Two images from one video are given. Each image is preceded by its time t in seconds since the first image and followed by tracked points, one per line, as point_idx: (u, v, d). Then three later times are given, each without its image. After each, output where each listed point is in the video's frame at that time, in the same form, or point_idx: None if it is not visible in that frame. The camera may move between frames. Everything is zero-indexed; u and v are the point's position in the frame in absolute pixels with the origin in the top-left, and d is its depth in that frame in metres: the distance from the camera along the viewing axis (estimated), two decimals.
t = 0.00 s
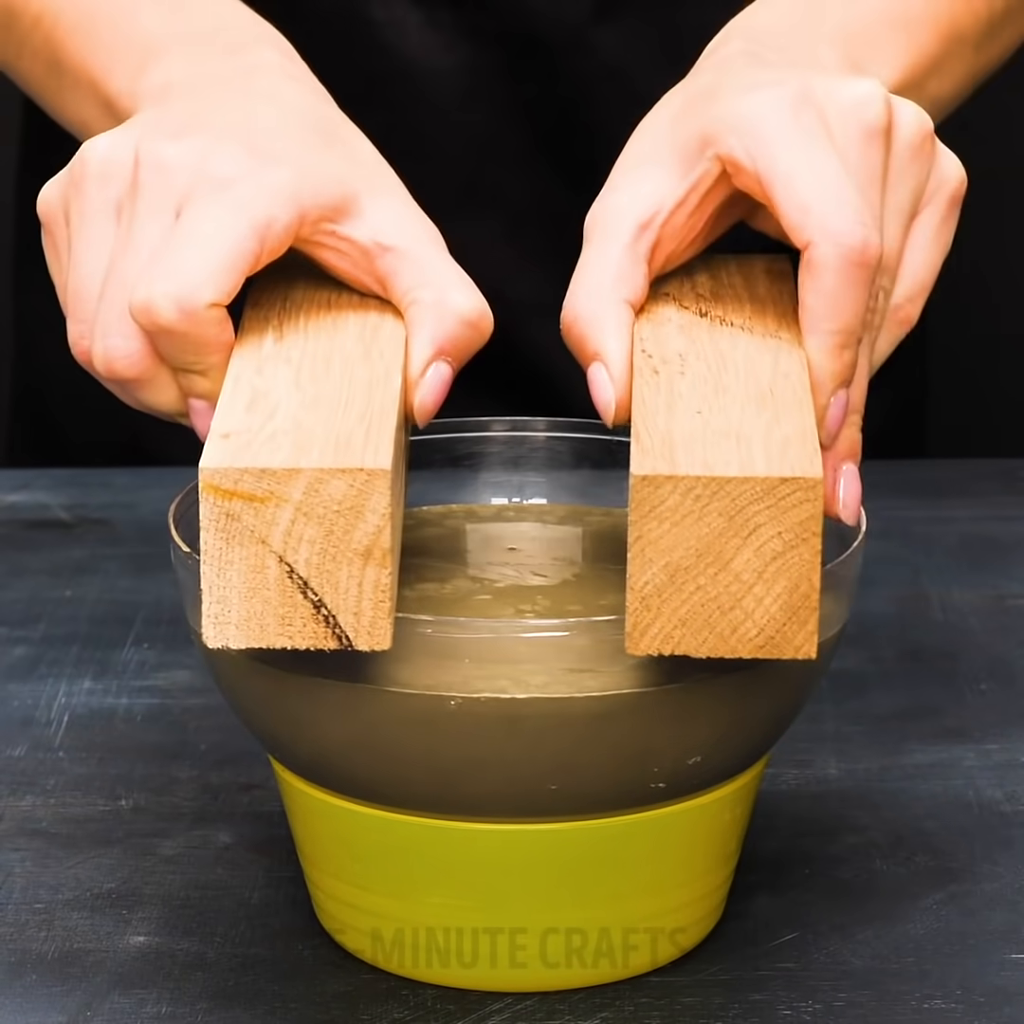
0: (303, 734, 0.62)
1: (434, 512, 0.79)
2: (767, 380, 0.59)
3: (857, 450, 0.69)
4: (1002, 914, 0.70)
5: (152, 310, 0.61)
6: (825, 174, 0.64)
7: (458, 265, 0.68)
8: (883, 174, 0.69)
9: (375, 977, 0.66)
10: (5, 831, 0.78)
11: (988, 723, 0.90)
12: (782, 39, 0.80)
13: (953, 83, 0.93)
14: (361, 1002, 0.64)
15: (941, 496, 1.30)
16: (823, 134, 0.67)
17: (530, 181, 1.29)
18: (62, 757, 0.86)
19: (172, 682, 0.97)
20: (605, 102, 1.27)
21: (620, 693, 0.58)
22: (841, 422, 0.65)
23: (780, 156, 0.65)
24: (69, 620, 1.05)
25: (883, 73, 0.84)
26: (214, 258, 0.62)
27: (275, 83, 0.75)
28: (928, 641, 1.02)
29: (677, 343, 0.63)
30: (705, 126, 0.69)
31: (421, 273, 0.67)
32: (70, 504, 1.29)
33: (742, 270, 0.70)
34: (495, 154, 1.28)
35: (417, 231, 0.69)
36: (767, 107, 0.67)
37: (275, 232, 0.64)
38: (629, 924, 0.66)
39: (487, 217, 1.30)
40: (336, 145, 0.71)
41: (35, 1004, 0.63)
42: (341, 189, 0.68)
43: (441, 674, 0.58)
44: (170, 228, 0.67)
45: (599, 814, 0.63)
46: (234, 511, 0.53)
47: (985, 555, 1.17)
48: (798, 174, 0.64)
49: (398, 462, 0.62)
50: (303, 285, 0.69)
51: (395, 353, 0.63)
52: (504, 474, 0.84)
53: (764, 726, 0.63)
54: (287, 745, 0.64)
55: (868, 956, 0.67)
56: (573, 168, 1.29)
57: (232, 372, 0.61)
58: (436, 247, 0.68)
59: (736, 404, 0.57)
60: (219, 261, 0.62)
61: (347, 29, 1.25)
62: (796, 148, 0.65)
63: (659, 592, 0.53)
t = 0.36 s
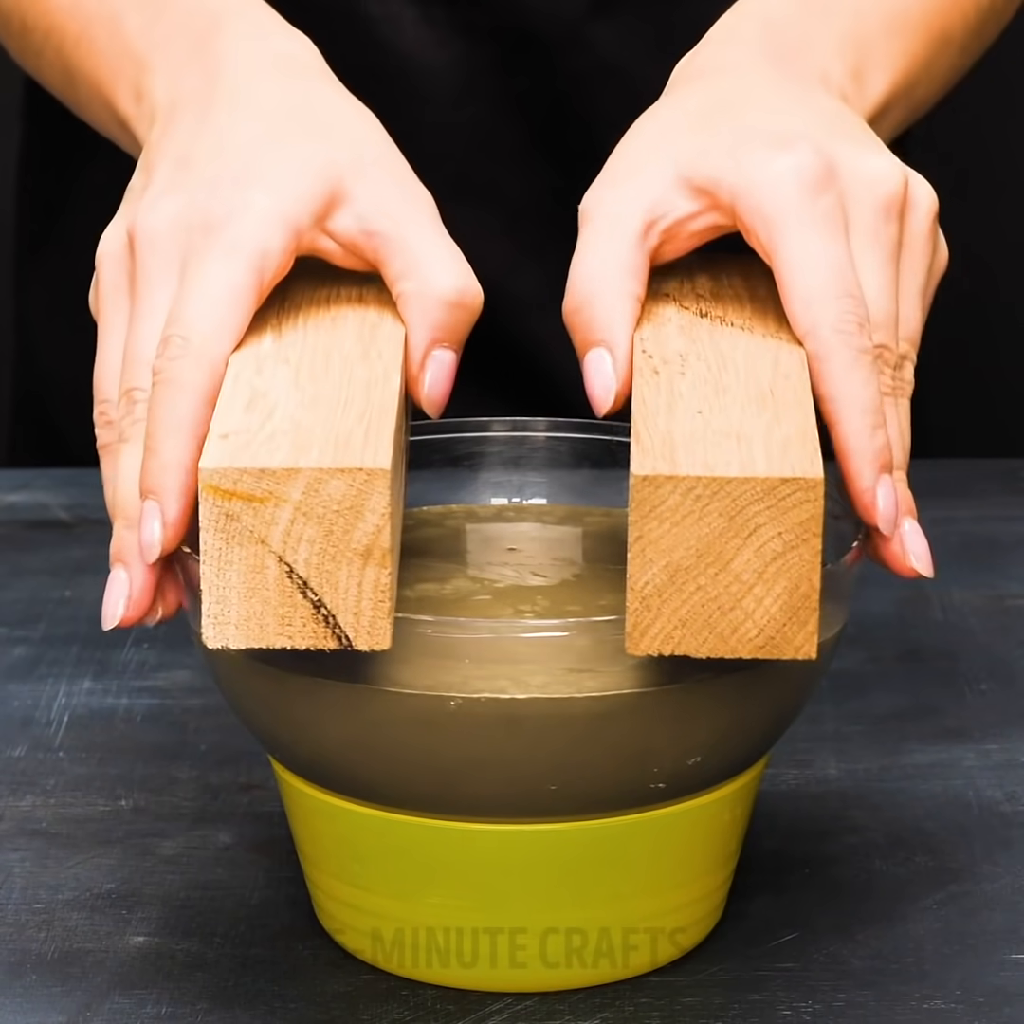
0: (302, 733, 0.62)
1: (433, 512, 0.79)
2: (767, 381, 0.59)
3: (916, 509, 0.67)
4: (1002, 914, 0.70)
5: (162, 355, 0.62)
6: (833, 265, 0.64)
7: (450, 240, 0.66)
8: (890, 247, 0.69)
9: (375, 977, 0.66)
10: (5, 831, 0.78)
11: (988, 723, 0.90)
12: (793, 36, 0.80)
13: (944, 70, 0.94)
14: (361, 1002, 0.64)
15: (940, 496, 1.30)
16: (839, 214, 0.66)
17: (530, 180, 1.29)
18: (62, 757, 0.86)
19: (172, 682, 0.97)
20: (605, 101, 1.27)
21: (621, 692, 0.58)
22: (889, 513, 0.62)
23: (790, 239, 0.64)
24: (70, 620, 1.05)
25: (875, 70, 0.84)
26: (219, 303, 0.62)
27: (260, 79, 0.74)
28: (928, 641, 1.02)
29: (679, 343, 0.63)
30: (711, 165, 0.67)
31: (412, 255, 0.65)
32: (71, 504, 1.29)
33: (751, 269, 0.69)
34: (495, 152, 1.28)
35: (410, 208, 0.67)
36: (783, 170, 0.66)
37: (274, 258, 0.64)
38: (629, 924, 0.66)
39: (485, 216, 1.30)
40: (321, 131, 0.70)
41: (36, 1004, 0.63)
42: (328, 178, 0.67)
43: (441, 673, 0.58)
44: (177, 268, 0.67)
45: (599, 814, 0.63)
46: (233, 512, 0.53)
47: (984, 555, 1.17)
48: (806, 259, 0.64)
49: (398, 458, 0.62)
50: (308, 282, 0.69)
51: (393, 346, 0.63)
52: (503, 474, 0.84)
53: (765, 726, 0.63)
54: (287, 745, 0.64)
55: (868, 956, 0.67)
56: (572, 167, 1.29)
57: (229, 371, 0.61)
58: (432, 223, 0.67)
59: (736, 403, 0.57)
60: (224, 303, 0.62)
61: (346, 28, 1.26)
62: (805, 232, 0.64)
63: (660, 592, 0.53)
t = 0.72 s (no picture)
0: (301, 733, 0.62)
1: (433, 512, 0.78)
2: (791, 381, 0.59)
3: (915, 511, 0.67)
4: (1002, 914, 0.70)
5: (153, 354, 0.62)
6: (854, 261, 0.64)
7: (440, 244, 0.66)
8: (910, 247, 0.70)
9: (375, 977, 0.66)
10: (5, 831, 0.78)
11: (989, 723, 0.90)
12: (808, 34, 0.80)
13: (959, 70, 0.94)
14: (361, 1002, 0.64)
15: (940, 496, 1.30)
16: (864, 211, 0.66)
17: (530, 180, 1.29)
18: (62, 757, 0.86)
19: (171, 682, 0.97)
20: (605, 101, 1.27)
21: (621, 692, 0.58)
22: (883, 512, 0.62)
23: (814, 234, 0.65)
24: (70, 620, 1.05)
25: (886, 68, 0.84)
26: (208, 302, 0.62)
27: (256, 79, 0.74)
28: (928, 641, 1.02)
29: (701, 343, 0.63)
30: (739, 161, 0.68)
31: (400, 257, 0.66)
32: (70, 504, 1.29)
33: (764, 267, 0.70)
34: (496, 152, 1.28)
35: (401, 210, 0.68)
36: (809, 165, 0.66)
37: (264, 259, 0.64)
38: (629, 924, 0.66)
39: (486, 215, 1.30)
40: (314, 131, 0.70)
41: (36, 1004, 0.63)
42: (318, 178, 0.67)
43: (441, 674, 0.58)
44: (170, 268, 0.67)
45: (598, 814, 0.63)
46: (211, 512, 0.53)
47: (984, 555, 1.17)
48: (828, 256, 0.64)
49: (383, 458, 0.62)
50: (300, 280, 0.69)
51: (380, 346, 0.63)
52: (504, 474, 0.83)
53: (764, 726, 0.63)
54: (286, 745, 0.64)
55: (869, 956, 0.67)
56: (572, 167, 1.29)
57: (215, 370, 0.61)
58: (422, 226, 0.67)
59: (763, 405, 0.57)
60: (213, 303, 0.63)
61: (347, 29, 1.26)
62: (828, 228, 0.65)
63: (694, 593, 0.54)
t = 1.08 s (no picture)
0: (302, 733, 0.62)
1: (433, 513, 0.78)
2: (792, 381, 0.59)
3: (917, 513, 0.67)
4: (1002, 914, 0.70)
5: (149, 352, 0.62)
6: (861, 260, 0.64)
7: (436, 237, 0.67)
8: (921, 253, 0.70)
9: (375, 976, 0.66)
10: (5, 831, 0.78)
11: (989, 723, 0.90)
12: (821, 30, 0.80)
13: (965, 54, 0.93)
14: (361, 1002, 0.64)
15: (941, 496, 1.30)
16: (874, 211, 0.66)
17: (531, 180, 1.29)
18: (62, 757, 0.86)
19: (171, 682, 0.97)
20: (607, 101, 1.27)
21: (622, 692, 0.58)
22: (885, 513, 0.62)
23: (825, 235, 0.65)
24: (70, 620, 1.05)
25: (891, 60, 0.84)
26: (206, 303, 0.62)
27: (246, 77, 0.74)
28: (928, 641, 1.02)
29: (701, 343, 0.63)
30: (750, 160, 0.68)
31: (398, 254, 0.66)
32: (71, 504, 1.29)
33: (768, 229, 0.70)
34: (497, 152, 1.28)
35: (397, 204, 0.68)
36: (818, 166, 0.67)
37: (261, 258, 0.64)
38: (629, 924, 0.66)
39: (488, 210, 1.30)
40: (310, 128, 0.70)
41: (36, 1003, 0.63)
42: (313, 177, 0.67)
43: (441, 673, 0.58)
44: (166, 270, 0.68)
45: (598, 815, 0.63)
46: (211, 511, 0.53)
47: (984, 555, 1.16)
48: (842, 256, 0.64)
49: (383, 457, 0.62)
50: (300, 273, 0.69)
51: (380, 345, 0.63)
52: (504, 474, 0.83)
53: (765, 726, 0.63)
54: (287, 745, 0.64)
55: (869, 956, 0.67)
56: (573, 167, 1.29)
57: (214, 371, 0.61)
58: (418, 218, 0.67)
59: (763, 404, 0.57)
60: (212, 304, 0.62)
61: (349, 27, 1.25)
62: (835, 227, 0.65)
63: (694, 593, 0.53)
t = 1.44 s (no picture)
0: (302, 733, 0.62)
1: (433, 512, 0.78)
2: (793, 380, 0.59)
3: None
4: (1002, 914, 0.70)
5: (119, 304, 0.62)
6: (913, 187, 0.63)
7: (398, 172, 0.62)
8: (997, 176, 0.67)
9: (375, 977, 0.66)
10: (5, 831, 0.78)
11: (989, 724, 0.90)
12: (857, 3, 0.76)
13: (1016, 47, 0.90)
14: (361, 1002, 0.64)
15: (942, 496, 1.30)
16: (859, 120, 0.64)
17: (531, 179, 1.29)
18: (62, 757, 0.86)
19: (172, 682, 0.97)
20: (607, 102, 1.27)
21: (623, 692, 0.58)
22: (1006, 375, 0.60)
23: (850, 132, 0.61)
24: (69, 620, 1.05)
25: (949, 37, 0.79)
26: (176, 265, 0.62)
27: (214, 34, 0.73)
28: (929, 641, 1.02)
29: (701, 343, 0.63)
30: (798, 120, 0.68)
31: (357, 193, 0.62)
32: (71, 504, 1.29)
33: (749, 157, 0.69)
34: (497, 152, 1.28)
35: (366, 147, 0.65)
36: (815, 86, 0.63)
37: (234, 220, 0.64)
38: (629, 924, 0.66)
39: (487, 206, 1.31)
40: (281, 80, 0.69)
41: (36, 1003, 0.63)
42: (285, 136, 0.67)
43: (441, 674, 0.58)
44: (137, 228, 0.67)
45: (599, 815, 0.63)
46: (212, 511, 0.53)
47: (985, 555, 1.17)
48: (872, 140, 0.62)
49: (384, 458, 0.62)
50: (297, 265, 0.69)
51: (379, 345, 0.63)
52: (504, 474, 0.83)
53: (765, 725, 0.63)
54: (287, 745, 0.64)
55: (869, 956, 0.67)
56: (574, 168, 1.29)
57: (214, 370, 0.61)
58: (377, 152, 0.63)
59: (763, 405, 0.57)
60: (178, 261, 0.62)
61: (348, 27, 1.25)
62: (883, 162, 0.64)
63: (694, 593, 0.53)
